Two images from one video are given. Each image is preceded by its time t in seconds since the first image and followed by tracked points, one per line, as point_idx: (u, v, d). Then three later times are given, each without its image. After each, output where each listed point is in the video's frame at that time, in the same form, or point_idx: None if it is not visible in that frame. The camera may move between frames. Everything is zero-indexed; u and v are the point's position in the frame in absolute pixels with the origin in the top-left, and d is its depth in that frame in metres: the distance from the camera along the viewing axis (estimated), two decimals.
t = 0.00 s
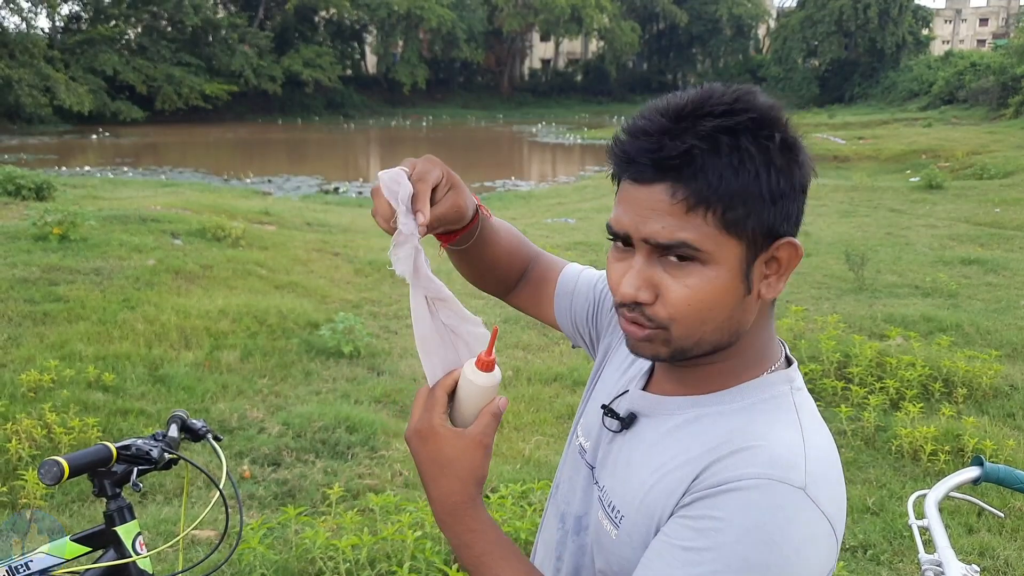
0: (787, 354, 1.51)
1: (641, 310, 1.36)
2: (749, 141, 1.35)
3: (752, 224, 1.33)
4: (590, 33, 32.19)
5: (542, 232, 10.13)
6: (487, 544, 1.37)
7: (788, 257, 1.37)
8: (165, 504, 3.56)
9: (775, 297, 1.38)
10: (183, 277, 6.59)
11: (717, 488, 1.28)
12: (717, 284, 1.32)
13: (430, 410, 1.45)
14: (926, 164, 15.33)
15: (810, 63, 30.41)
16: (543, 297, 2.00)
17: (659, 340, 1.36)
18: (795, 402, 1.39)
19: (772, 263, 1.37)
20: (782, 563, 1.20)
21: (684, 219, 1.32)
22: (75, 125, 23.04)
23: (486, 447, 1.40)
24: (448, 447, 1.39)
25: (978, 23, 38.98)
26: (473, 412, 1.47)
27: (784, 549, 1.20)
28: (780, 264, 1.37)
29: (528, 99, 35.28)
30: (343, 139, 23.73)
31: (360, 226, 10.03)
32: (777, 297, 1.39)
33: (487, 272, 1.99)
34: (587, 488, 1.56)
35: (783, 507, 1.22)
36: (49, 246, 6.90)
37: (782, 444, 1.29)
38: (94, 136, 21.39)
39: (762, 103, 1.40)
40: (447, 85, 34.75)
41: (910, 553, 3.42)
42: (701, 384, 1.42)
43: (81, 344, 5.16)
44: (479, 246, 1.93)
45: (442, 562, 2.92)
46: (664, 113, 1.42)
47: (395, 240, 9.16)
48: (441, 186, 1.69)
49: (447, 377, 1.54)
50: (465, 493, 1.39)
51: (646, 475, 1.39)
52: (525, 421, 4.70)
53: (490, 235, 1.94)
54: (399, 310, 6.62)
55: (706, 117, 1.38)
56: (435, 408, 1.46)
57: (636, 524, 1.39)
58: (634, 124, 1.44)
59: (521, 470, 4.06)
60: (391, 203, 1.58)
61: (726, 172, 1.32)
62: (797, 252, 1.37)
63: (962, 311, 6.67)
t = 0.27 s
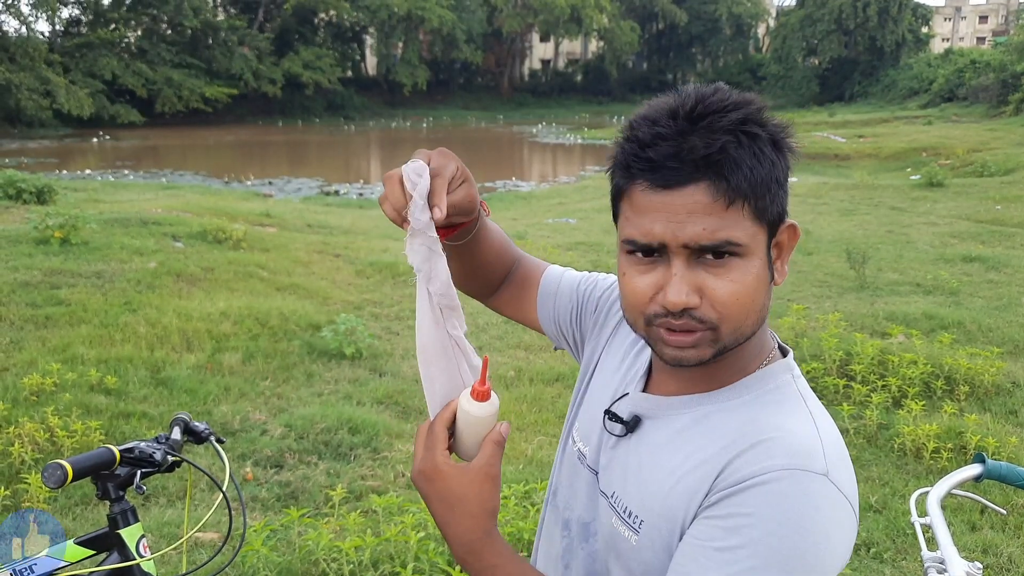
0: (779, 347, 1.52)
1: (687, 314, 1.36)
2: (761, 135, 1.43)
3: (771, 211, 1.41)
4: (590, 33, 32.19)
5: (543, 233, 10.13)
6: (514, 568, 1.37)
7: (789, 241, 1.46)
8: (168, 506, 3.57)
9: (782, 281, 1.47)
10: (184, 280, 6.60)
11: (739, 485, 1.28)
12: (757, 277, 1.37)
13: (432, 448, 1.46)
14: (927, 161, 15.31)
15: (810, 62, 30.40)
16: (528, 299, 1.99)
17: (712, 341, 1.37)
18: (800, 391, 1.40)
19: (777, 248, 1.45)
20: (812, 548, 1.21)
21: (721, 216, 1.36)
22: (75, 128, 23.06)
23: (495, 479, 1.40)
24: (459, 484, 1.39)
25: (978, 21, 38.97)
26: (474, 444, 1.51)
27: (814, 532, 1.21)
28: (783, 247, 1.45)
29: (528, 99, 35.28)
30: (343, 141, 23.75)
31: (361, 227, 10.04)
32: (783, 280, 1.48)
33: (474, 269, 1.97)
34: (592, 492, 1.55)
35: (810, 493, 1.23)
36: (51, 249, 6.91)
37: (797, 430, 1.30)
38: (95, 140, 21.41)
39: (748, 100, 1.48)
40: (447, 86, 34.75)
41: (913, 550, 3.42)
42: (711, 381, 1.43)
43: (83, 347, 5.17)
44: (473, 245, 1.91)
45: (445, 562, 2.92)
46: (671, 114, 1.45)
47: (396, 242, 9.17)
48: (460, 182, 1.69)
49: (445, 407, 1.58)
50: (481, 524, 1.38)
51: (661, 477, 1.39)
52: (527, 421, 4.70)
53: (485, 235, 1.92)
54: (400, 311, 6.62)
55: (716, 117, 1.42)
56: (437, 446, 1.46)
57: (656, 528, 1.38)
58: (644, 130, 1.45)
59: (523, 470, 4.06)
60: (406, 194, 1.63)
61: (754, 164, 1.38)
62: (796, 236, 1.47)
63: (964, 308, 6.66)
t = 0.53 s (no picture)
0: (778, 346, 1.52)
1: (691, 303, 1.37)
2: (757, 131, 1.46)
3: (769, 205, 1.43)
4: (589, 35, 32.21)
5: (543, 235, 10.13)
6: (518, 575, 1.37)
7: (784, 238, 1.48)
8: (171, 510, 3.57)
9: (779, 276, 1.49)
10: (186, 283, 6.61)
11: (751, 478, 1.29)
12: (759, 267, 1.39)
13: (419, 467, 1.46)
14: (928, 162, 15.31)
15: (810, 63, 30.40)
16: (514, 304, 1.99)
17: (715, 329, 1.38)
18: (802, 387, 1.42)
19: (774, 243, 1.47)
20: (828, 537, 1.22)
21: (722, 206, 1.38)
22: (75, 132, 23.10)
23: (485, 492, 1.41)
24: (449, 502, 1.39)
25: (978, 21, 38.98)
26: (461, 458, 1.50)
27: (827, 521, 1.22)
28: (779, 244, 1.47)
29: (528, 101, 35.30)
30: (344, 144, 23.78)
31: (362, 230, 10.05)
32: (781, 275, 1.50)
33: (460, 274, 1.97)
34: (595, 496, 1.55)
35: (821, 482, 1.24)
36: (52, 254, 6.91)
37: (804, 424, 1.31)
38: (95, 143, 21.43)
39: (743, 99, 1.51)
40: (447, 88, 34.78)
41: (917, 551, 3.42)
42: (714, 378, 1.44)
43: (85, 351, 5.17)
44: (460, 250, 1.92)
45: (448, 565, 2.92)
46: (672, 110, 1.47)
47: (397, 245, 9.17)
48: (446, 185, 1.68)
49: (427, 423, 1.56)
50: (478, 536, 1.39)
51: (670, 476, 1.39)
52: (529, 424, 4.70)
53: (472, 239, 1.92)
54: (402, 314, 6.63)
55: (714, 111, 1.45)
56: (425, 466, 1.46)
57: (665, 528, 1.38)
58: (644, 124, 1.47)
59: (525, 473, 4.06)
60: (397, 195, 1.61)
61: (752, 157, 1.40)
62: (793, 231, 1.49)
63: (965, 309, 6.66)
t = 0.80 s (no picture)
0: (769, 341, 1.52)
1: (669, 299, 1.37)
2: (733, 125, 1.45)
3: (748, 200, 1.42)
4: (590, 36, 32.22)
5: (544, 236, 10.12)
6: None
7: (768, 231, 1.47)
8: (170, 513, 3.56)
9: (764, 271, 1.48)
10: (186, 286, 6.60)
11: (741, 469, 1.28)
12: (736, 263, 1.38)
13: (402, 485, 1.44)
14: (929, 162, 15.30)
15: (811, 63, 30.40)
16: (512, 304, 1.99)
17: (694, 327, 1.38)
18: (793, 380, 1.41)
19: (756, 237, 1.46)
20: (817, 526, 1.22)
21: (697, 202, 1.37)
22: (76, 136, 23.12)
23: (469, 503, 1.41)
24: (434, 517, 1.40)
25: (978, 21, 38.97)
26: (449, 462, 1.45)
27: (817, 510, 1.22)
28: (762, 238, 1.47)
29: (529, 103, 35.31)
30: (344, 146, 23.79)
31: (363, 232, 10.05)
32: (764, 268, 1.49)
33: (456, 271, 1.96)
34: (589, 492, 1.54)
35: (810, 472, 1.24)
36: (52, 256, 6.91)
37: (793, 415, 1.31)
38: (96, 147, 21.44)
39: (721, 94, 1.50)
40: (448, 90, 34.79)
41: (918, 552, 3.40)
42: (702, 374, 1.44)
43: (85, 354, 5.17)
44: (455, 248, 1.92)
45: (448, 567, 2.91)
46: (647, 109, 1.47)
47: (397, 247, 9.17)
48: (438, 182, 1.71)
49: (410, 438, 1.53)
50: (466, 549, 1.41)
51: (661, 469, 1.38)
52: (529, 425, 4.69)
53: (467, 238, 1.93)
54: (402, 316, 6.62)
55: (689, 108, 1.44)
56: (407, 483, 1.44)
57: (656, 523, 1.37)
58: (620, 124, 1.47)
59: (526, 474, 4.05)
60: (390, 185, 1.61)
61: (728, 154, 1.40)
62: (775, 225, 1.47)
63: (966, 309, 6.65)
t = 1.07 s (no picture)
0: (770, 339, 1.53)
1: (665, 293, 1.38)
2: (733, 123, 1.45)
3: (746, 198, 1.41)
4: (587, 36, 32.24)
5: (544, 237, 10.12)
6: None
7: (768, 230, 1.47)
8: (173, 518, 3.55)
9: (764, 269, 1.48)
10: (185, 290, 6.60)
11: (743, 466, 1.28)
12: (734, 258, 1.38)
13: (409, 487, 1.45)
14: (927, 159, 15.30)
15: (808, 62, 30.40)
16: (512, 308, 1.99)
17: (690, 320, 1.38)
18: (793, 377, 1.41)
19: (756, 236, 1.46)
20: (817, 524, 1.22)
21: (695, 197, 1.37)
22: (74, 141, 23.14)
23: (477, 504, 1.41)
24: (443, 518, 1.40)
25: (975, 18, 38.99)
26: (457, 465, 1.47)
27: (819, 507, 1.22)
28: (762, 236, 1.46)
29: (527, 104, 35.35)
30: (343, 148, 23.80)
31: (362, 235, 10.05)
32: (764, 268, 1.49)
33: (455, 277, 1.97)
34: (591, 493, 1.53)
35: (810, 470, 1.24)
36: (52, 262, 6.91)
37: (792, 412, 1.31)
38: (94, 152, 21.44)
39: (722, 93, 1.50)
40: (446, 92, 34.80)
41: (923, 550, 3.40)
42: (703, 372, 1.44)
43: (85, 360, 5.17)
44: (455, 252, 1.92)
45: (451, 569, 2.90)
46: (647, 105, 1.47)
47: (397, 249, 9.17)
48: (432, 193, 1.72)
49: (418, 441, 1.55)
50: (472, 550, 1.40)
51: (663, 467, 1.37)
52: (531, 426, 4.68)
53: (465, 243, 1.93)
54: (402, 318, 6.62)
55: (688, 105, 1.45)
56: (416, 484, 1.45)
57: (659, 522, 1.36)
58: (620, 119, 1.47)
59: (528, 476, 4.05)
60: (387, 195, 1.62)
61: (725, 150, 1.39)
62: (774, 222, 1.47)
63: (966, 306, 6.65)
